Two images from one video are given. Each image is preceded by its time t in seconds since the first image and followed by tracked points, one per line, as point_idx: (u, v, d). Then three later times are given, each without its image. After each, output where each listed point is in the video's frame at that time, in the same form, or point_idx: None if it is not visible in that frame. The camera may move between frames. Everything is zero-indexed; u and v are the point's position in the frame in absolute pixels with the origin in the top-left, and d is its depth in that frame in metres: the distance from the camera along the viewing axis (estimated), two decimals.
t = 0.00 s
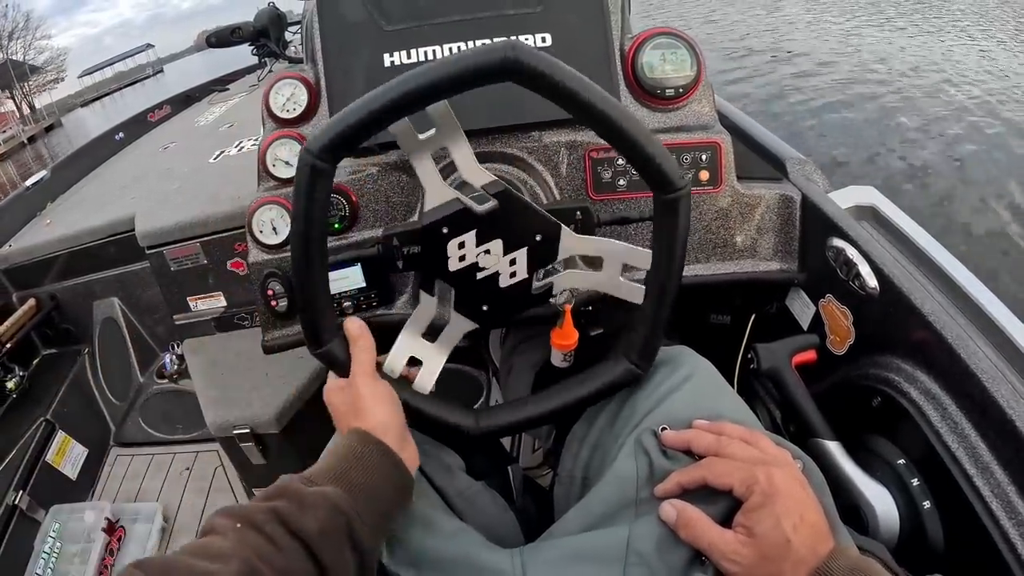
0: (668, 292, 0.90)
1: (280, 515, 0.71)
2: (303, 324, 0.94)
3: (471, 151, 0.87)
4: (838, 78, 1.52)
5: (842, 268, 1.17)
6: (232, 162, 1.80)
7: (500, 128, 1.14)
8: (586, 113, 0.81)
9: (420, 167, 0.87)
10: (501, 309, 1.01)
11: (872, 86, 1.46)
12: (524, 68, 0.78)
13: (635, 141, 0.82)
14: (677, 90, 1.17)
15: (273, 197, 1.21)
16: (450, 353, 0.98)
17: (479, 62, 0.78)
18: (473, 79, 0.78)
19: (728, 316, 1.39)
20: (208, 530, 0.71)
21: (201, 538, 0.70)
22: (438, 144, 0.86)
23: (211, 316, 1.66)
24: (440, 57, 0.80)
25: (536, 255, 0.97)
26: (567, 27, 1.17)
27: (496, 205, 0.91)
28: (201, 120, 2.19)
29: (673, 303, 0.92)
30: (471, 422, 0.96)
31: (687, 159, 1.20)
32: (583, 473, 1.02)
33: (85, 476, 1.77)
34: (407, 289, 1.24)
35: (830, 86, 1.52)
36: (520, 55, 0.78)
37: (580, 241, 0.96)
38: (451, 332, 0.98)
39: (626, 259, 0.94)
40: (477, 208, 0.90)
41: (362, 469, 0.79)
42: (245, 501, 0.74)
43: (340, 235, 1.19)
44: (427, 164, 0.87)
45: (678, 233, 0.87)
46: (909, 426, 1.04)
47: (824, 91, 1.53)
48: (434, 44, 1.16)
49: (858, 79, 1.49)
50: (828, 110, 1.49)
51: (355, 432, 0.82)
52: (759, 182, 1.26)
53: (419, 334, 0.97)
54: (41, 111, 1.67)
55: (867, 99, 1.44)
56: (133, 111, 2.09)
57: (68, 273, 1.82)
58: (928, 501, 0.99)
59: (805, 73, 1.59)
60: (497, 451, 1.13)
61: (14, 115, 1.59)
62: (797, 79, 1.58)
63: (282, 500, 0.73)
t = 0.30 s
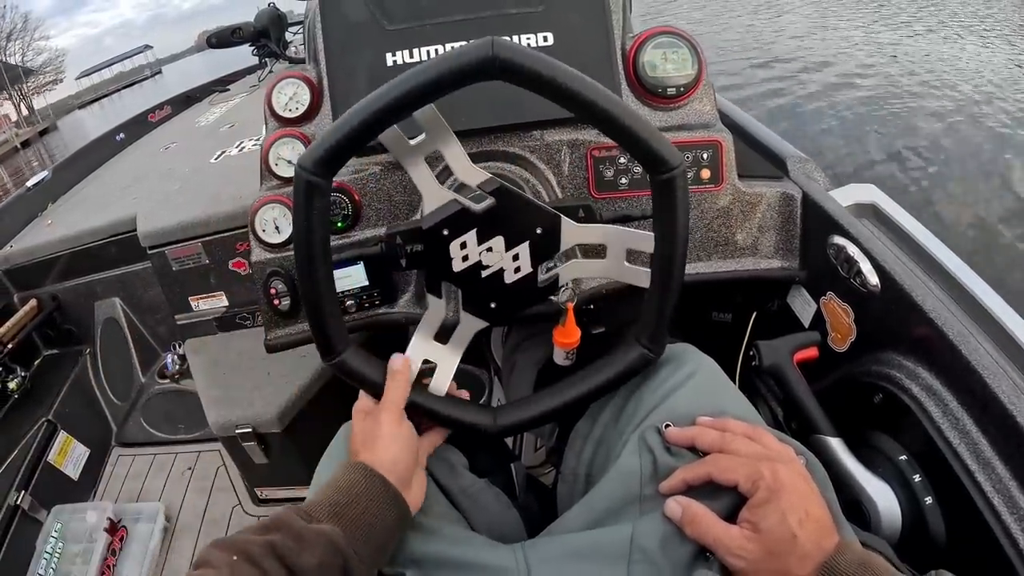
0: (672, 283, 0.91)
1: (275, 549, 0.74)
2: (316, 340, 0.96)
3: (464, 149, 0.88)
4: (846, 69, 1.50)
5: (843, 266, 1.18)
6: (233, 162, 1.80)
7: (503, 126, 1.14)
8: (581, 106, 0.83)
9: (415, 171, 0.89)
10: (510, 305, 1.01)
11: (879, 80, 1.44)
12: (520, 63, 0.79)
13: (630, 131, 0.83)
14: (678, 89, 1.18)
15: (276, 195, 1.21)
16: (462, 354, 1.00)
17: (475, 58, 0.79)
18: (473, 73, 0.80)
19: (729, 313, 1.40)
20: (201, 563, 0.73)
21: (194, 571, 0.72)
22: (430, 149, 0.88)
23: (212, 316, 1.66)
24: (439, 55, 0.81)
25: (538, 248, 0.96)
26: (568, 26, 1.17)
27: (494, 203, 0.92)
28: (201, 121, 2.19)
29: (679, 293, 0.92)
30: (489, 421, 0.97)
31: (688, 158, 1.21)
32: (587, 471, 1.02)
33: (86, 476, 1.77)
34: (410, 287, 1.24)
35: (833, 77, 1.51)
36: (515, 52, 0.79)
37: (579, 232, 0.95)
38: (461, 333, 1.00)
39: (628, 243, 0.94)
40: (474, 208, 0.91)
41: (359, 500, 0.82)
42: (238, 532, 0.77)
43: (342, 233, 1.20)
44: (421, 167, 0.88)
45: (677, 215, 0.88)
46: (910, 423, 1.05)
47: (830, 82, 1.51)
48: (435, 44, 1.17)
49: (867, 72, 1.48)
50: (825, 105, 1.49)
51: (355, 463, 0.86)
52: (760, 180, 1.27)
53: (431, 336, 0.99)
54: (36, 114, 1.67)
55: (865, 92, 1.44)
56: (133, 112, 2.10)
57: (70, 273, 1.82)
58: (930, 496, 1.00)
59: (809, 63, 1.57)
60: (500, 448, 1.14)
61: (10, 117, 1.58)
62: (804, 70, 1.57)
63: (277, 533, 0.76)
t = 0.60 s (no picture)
0: (670, 281, 0.90)
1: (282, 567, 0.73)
2: (310, 337, 0.96)
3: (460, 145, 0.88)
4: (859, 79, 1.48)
5: (842, 264, 1.17)
6: (230, 161, 1.79)
7: (500, 124, 1.13)
8: (578, 102, 0.82)
9: (410, 167, 0.88)
10: (505, 302, 1.00)
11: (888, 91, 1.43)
12: (516, 57, 0.79)
13: (627, 127, 0.83)
14: (676, 86, 1.17)
15: (270, 193, 1.20)
16: (457, 352, 0.99)
17: (471, 52, 0.79)
18: (468, 68, 0.80)
19: (727, 312, 1.40)
20: None
21: None
22: (426, 144, 0.87)
23: (207, 316, 1.67)
24: (434, 50, 0.81)
25: (534, 245, 0.96)
26: (565, 23, 1.17)
27: (489, 199, 0.91)
28: (198, 120, 2.18)
29: (676, 290, 0.92)
30: (483, 419, 0.97)
31: (685, 155, 1.20)
32: (584, 469, 1.01)
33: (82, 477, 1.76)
34: (406, 286, 1.23)
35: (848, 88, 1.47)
36: (512, 46, 0.79)
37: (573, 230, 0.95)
38: (456, 331, 1.00)
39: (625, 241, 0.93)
40: (470, 204, 0.91)
41: (362, 511, 0.82)
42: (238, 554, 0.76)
43: (337, 231, 1.19)
44: (415, 163, 0.88)
45: (674, 212, 0.87)
46: (910, 420, 1.04)
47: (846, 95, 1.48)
48: (431, 41, 1.16)
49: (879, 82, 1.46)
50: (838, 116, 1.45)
51: (356, 473, 0.86)
52: (757, 178, 1.27)
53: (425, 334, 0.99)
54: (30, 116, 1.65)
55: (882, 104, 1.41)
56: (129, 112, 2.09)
57: (66, 273, 1.81)
58: (930, 495, 0.99)
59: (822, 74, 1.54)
60: (497, 447, 1.13)
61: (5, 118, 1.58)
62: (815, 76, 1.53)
63: (282, 552, 0.75)
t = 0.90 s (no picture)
0: (666, 281, 0.90)
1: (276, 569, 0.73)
2: (305, 339, 0.95)
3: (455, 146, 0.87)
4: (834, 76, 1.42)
5: (838, 264, 1.17)
6: (225, 162, 1.79)
7: (495, 124, 1.13)
8: (574, 103, 0.82)
9: (405, 167, 0.88)
10: (500, 304, 1.00)
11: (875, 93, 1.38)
12: (513, 58, 0.79)
13: (624, 128, 0.83)
14: (670, 87, 1.17)
15: (266, 194, 1.20)
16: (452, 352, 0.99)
17: (467, 52, 0.79)
18: (463, 68, 0.79)
19: (723, 313, 1.39)
20: None
21: None
22: (421, 145, 0.87)
23: (204, 317, 1.65)
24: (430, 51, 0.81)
25: (529, 246, 0.95)
26: (560, 23, 1.16)
27: (483, 199, 0.89)
28: (194, 120, 2.18)
29: (672, 291, 0.91)
30: (480, 421, 0.97)
31: (681, 156, 1.20)
32: (580, 471, 1.01)
33: (78, 478, 1.76)
34: (401, 287, 1.22)
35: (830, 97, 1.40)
36: (510, 47, 0.79)
37: (568, 231, 0.95)
38: (451, 332, 1.00)
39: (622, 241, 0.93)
40: (464, 204, 0.89)
41: (358, 509, 0.82)
42: (235, 555, 0.75)
43: (332, 232, 1.18)
44: (410, 163, 0.88)
45: (669, 214, 0.87)
46: (906, 421, 1.04)
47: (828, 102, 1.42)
48: (425, 42, 1.16)
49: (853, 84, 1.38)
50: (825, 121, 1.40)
51: (352, 475, 0.86)
52: (753, 178, 1.27)
53: (421, 335, 0.99)
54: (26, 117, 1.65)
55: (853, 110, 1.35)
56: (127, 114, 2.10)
57: (62, 274, 1.81)
58: (927, 496, 0.99)
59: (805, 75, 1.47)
60: (493, 449, 1.13)
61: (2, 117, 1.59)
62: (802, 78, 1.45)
63: (278, 554, 0.75)
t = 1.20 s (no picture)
0: (652, 282, 0.90)
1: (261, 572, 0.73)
2: (292, 341, 0.95)
3: (440, 149, 0.88)
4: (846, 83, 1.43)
5: (826, 264, 1.17)
6: (216, 164, 1.79)
7: (482, 127, 1.13)
8: (560, 105, 0.82)
9: (391, 170, 0.88)
10: (486, 305, 1.00)
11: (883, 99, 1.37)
12: (498, 60, 0.79)
13: (609, 130, 0.83)
14: (659, 88, 1.17)
15: (255, 197, 1.20)
16: (439, 355, 0.99)
17: (452, 54, 0.79)
18: (447, 70, 0.79)
19: (713, 314, 1.40)
20: None
21: None
22: (406, 148, 0.87)
23: (195, 319, 1.66)
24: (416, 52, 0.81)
25: (514, 248, 0.95)
26: (548, 24, 1.16)
27: (470, 202, 0.90)
28: (186, 122, 2.18)
29: (658, 292, 0.91)
30: (466, 423, 0.97)
31: (670, 157, 1.20)
32: (567, 472, 1.01)
33: (70, 481, 1.76)
34: (390, 289, 1.22)
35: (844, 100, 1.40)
36: (495, 49, 0.79)
37: (554, 233, 0.94)
38: (437, 334, 1.00)
39: (608, 244, 0.93)
40: (449, 207, 0.90)
41: (345, 511, 0.82)
42: (221, 557, 0.75)
43: (320, 234, 1.18)
44: (396, 167, 0.88)
45: (654, 216, 0.87)
46: (895, 421, 1.04)
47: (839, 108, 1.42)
48: (413, 43, 1.16)
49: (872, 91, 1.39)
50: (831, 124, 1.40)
51: (339, 477, 0.86)
52: (742, 180, 1.27)
53: (407, 337, 0.99)
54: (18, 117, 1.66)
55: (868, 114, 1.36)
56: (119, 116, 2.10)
57: (54, 277, 1.81)
58: (916, 497, 0.99)
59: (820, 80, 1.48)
60: (481, 451, 1.13)
61: None
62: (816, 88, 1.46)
63: (264, 557, 0.75)
